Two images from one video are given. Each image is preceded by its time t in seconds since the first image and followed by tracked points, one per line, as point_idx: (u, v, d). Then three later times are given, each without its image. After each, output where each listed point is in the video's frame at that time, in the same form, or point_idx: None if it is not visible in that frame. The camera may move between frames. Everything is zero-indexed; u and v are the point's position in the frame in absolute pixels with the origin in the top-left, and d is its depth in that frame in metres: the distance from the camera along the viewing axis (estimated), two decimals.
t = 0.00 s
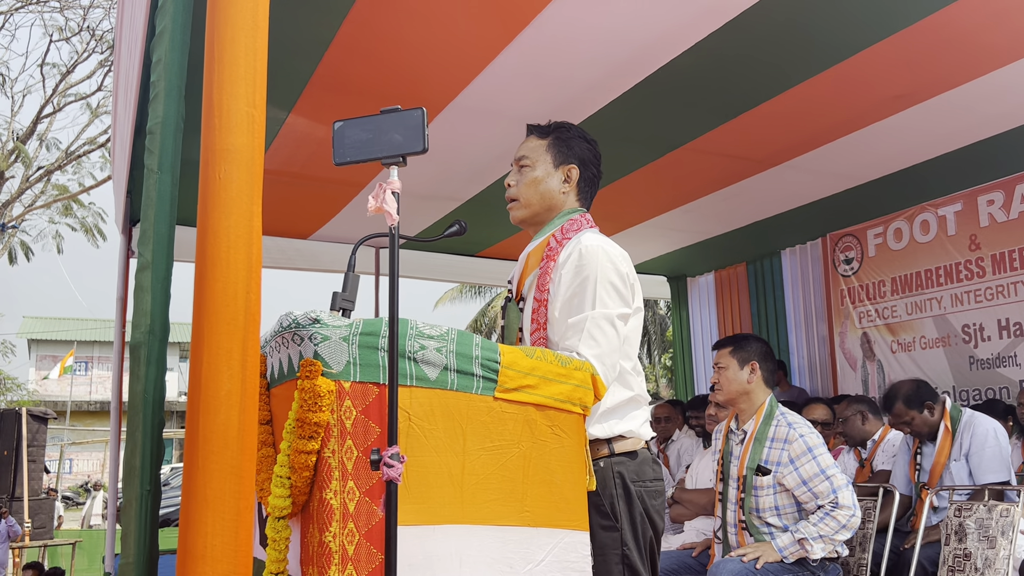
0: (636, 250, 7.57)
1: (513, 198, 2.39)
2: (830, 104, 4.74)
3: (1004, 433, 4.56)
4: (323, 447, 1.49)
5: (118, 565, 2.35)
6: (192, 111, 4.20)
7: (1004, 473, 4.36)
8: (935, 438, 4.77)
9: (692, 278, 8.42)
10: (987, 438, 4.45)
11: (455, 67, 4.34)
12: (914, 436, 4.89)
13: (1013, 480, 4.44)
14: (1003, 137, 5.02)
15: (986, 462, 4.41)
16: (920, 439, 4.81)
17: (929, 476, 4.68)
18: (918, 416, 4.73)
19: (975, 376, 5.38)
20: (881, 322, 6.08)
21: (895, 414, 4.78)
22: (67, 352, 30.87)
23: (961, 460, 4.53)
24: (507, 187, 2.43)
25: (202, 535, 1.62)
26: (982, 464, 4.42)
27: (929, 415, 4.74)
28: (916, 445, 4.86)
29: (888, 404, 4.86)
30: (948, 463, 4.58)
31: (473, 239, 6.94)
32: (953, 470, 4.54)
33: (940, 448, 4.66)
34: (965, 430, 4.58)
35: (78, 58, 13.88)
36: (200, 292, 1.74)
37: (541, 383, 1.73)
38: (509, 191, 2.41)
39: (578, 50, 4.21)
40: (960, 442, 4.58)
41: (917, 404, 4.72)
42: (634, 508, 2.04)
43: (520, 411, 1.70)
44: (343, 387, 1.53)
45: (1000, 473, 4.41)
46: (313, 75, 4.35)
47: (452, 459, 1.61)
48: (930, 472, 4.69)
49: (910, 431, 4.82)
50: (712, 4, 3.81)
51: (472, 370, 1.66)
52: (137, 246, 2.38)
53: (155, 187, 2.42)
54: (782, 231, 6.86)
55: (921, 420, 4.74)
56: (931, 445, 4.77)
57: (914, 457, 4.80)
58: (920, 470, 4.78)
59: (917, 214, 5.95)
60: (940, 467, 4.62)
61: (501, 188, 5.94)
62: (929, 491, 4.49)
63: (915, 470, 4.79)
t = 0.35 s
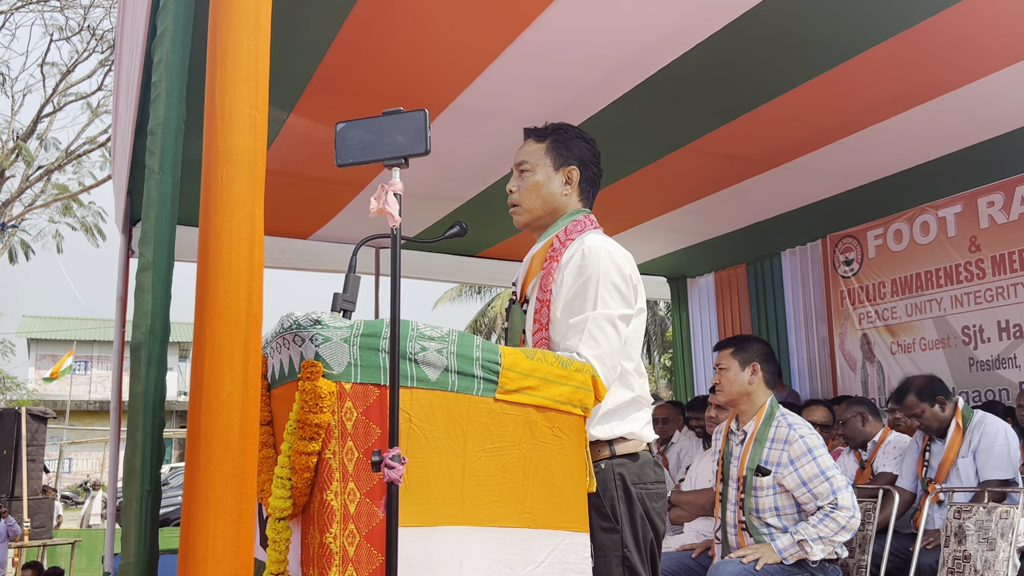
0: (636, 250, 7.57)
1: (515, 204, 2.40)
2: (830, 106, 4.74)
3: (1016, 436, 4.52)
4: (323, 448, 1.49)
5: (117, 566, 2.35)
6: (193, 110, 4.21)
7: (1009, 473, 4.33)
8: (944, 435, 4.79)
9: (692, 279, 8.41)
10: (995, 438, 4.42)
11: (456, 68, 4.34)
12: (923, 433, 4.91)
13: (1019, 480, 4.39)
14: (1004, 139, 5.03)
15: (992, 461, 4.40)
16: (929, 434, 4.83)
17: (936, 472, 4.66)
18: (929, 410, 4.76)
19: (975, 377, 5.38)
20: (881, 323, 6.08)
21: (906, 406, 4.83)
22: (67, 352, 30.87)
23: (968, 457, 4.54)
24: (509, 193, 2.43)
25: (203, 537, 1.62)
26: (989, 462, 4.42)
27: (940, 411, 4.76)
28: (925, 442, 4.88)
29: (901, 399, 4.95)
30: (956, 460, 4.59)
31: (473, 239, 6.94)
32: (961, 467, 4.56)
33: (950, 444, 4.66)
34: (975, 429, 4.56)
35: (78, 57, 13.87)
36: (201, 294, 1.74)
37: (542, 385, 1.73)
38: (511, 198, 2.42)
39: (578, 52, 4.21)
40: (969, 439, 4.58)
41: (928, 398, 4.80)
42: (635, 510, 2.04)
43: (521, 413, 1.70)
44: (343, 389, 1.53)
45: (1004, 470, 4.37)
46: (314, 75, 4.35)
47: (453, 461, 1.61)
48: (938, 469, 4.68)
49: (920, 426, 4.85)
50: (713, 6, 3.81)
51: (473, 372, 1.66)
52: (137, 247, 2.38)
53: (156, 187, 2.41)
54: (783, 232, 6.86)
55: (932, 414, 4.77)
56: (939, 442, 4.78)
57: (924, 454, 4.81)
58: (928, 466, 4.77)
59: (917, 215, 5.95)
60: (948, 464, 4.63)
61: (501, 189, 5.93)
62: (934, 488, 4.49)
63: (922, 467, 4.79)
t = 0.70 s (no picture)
0: (636, 251, 7.57)
1: (518, 204, 2.39)
2: (830, 107, 4.74)
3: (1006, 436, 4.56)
4: (322, 449, 1.49)
5: (116, 566, 2.35)
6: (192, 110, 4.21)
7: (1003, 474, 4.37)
8: (936, 438, 4.77)
9: (692, 279, 8.40)
10: (987, 440, 4.44)
11: (456, 68, 4.34)
12: (915, 437, 4.88)
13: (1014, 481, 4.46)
14: (1003, 140, 5.03)
15: (984, 463, 4.42)
16: (921, 439, 4.80)
17: (929, 476, 4.69)
18: (919, 415, 4.68)
19: (975, 378, 5.38)
20: (882, 324, 6.08)
21: (896, 412, 4.72)
22: (66, 352, 30.83)
23: (961, 460, 4.56)
24: (511, 193, 2.43)
25: (201, 537, 1.62)
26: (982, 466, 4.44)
27: (929, 415, 4.70)
28: (918, 446, 4.86)
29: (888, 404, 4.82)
30: (948, 464, 4.60)
31: (473, 240, 6.94)
32: (953, 470, 4.58)
33: (941, 449, 4.67)
34: (965, 432, 4.58)
35: (78, 57, 13.86)
36: (200, 294, 1.74)
37: (541, 385, 1.73)
38: (513, 197, 2.41)
39: (578, 52, 4.21)
40: (961, 443, 4.59)
41: (918, 403, 4.68)
42: (636, 510, 2.04)
43: (520, 414, 1.70)
44: (342, 389, 1.52)
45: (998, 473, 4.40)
46: (313, 75, 4.34)
47: (452, 462, 1.61)
48: (931, 472, 4.71)
49: (911, 430, 4.79)
50: (713, 7, 3.81)
51: (472, 372, 1.66)
52: (136, 247, 2.38)
53: (155, 187, 2.41)
54: (782, 233, 6.86)
55: (922, 419, 4.70)
56: (931, 446, 4.77)
57: (916, 457, 4.81)
58: (922, 470, 4.78)
59: (917, 216, 5.94)
60: (940, 468, 4.64)
61: (501, 189, 5.94)
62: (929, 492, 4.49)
63: (915, 470, 4.80)
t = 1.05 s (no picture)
0: (635, 251, 7.57)
1: (516, 206, 2.39)
2: (830, 107, 4.74)
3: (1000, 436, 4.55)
4: (318, 449, 1.49)
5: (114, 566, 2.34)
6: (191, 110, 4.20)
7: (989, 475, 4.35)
8: (930, 441, 4.80)
9: (692, 280, 8.39)
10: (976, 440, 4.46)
11: (455, 68, 4.34)
12: (911, 440, 4.93)
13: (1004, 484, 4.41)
14: (1003, 141, 5.03)
15: (972, 463, 4.42)
16: (916, 441, 4.85)
17: (924, 477, 4.73)
18: (913, 418, 4.73)
19: (974, 379, 5.38)
20: (881, 324, 6.07)
21: (889, 416, 4.79)
22: (66, 352, 30.80)
23: (954, 463, 4.60)
24: (510, 195, 2.43)
25: (196, 538, 1.62)
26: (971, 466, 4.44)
27: (924, 418, 4.75)
28: (913, 448, 4.90)
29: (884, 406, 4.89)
30: (942, 466, 4.65)
31: (472, 240, 6.94)
32: (946, 472, 4.62)
33: (936, 450, 4.72)
34: (959, 431, 4.61)
35: (77, 57, 13.85)
36: (195, 294, 1.74)
37: (538, 386, 1.73)
38: (512, 199, 2.42)
39: (577, 52, 4.20)
40: (954, 445, 4.62)
41: (912, 406, 4.71)
42: (633, 511, 2.04)
43: (517, 414, 1.70)
44: (339, 389, 1.52)
45: (985, 473, 4.39)
46: (312, 75, 4.34)
47: (448, 462, 1.61)
48: (926, 474, 4.74)
49: (906, 433, 4.83)
50: (713, 7, 3.80)
51: (469, 372, 1.65)
52: (134, 246, 2.38)
53: (153, 187, 2.42)
54: (782, 233, 6.85)
55: (917, 422, 4.75)
56: (926, 448, 4.80)
57: (912, 458, 4.85)
58: (917, 471, 4.81)
59: (917, 216, 5.94)
60: (935, 469, 4.69)
61: (500, 189, 5.93)
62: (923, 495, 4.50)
63: (911, 471, 4.82)
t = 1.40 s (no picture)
0: (635, 251, 7.57)
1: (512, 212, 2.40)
2: (830, 107, 4.74)
3: (998, 438, 4.58)
4: (317, 450, 1.49)
5: (113, 567, 2.34)
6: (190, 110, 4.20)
7: (985, 476, 4.34)
8: (929, 442, 4.81)
9: (691, 279, 8.38)
10: (973, 441, 4.46)
11: (454, 68, 4.34)
12: (910, 440, 4.96)
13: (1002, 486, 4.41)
14: (1003, 141, 5.03)
15: (969, 464, 4.42)
16: (915, 443, 4.86)
17: (923, 478, 4.74)
18: (913, 420, 4.75)
19: (974, 379, 5.39)
20: (880, 324, 6.08)
21: (889, 418, 4.80)
22: (65, 352, 30.79)
23: (952, 464, 4.58)
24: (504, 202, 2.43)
25: (194, 539, 1.62)
26: (967, 467, 4.45)
27: (923, 419, 4.76)
28: (912, 449, 4.92)
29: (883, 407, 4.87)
30: (941, 468, 4.65)
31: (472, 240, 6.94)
32: (945, 474, 4.61)
33: (934, 453, 4.72)
34: (958, 432, 4.61)
35: (76, 57, 13.83)
36: (193, 295, 1.74)
37: (537, 386, 1.73)
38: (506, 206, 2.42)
39: (577, 53, 4.21)
40: (952, 446, 4.62)
41: (912, 408, 4.73)
42: (637, 510, 2.04)
43: (516, 415, 1.70)
44: (337, 390, 1.52)
45: (981, 476, 4.38)
46: (311, 75, 4.34)
47: (448, 462, 1.61)
48: (925, 475, 4.75)
49: (906, 435, 4.85)
50: (713, 8, 3.81)
51: (468, 373, 1.65)
52: (133, 247, 2.38)
53: (152, 188, 2.41)
54: (782, 233, 6.85)
55: (917, 424, 4.76)
56: (926, 449, 4.81)
57: (911, 459, 4.87)
58: (916, 472, 4.83)
59: (916, 216, 5.94)
60: (934, 471, 4.69)
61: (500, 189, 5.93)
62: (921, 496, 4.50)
63: (910, 472, 4.86)
